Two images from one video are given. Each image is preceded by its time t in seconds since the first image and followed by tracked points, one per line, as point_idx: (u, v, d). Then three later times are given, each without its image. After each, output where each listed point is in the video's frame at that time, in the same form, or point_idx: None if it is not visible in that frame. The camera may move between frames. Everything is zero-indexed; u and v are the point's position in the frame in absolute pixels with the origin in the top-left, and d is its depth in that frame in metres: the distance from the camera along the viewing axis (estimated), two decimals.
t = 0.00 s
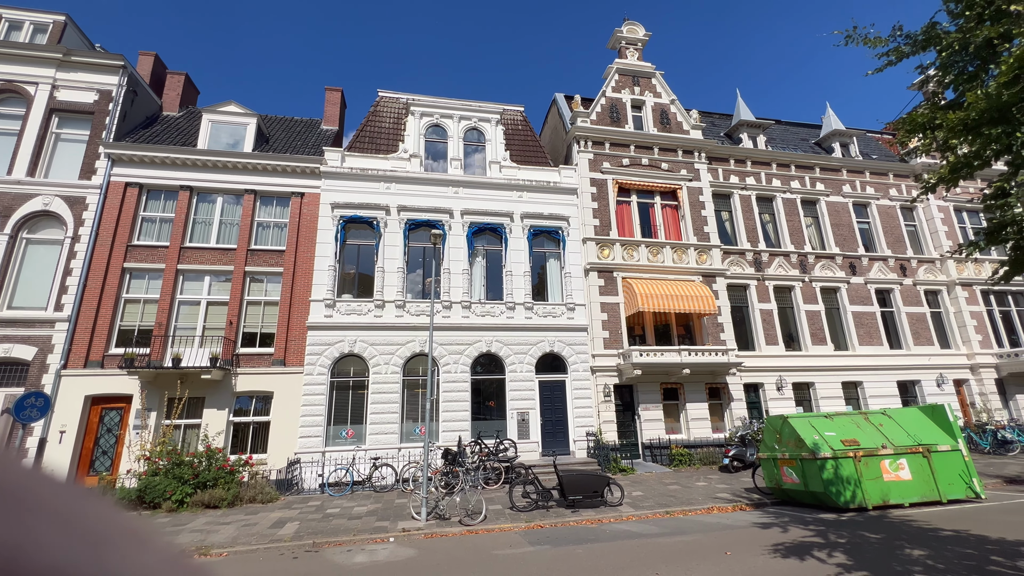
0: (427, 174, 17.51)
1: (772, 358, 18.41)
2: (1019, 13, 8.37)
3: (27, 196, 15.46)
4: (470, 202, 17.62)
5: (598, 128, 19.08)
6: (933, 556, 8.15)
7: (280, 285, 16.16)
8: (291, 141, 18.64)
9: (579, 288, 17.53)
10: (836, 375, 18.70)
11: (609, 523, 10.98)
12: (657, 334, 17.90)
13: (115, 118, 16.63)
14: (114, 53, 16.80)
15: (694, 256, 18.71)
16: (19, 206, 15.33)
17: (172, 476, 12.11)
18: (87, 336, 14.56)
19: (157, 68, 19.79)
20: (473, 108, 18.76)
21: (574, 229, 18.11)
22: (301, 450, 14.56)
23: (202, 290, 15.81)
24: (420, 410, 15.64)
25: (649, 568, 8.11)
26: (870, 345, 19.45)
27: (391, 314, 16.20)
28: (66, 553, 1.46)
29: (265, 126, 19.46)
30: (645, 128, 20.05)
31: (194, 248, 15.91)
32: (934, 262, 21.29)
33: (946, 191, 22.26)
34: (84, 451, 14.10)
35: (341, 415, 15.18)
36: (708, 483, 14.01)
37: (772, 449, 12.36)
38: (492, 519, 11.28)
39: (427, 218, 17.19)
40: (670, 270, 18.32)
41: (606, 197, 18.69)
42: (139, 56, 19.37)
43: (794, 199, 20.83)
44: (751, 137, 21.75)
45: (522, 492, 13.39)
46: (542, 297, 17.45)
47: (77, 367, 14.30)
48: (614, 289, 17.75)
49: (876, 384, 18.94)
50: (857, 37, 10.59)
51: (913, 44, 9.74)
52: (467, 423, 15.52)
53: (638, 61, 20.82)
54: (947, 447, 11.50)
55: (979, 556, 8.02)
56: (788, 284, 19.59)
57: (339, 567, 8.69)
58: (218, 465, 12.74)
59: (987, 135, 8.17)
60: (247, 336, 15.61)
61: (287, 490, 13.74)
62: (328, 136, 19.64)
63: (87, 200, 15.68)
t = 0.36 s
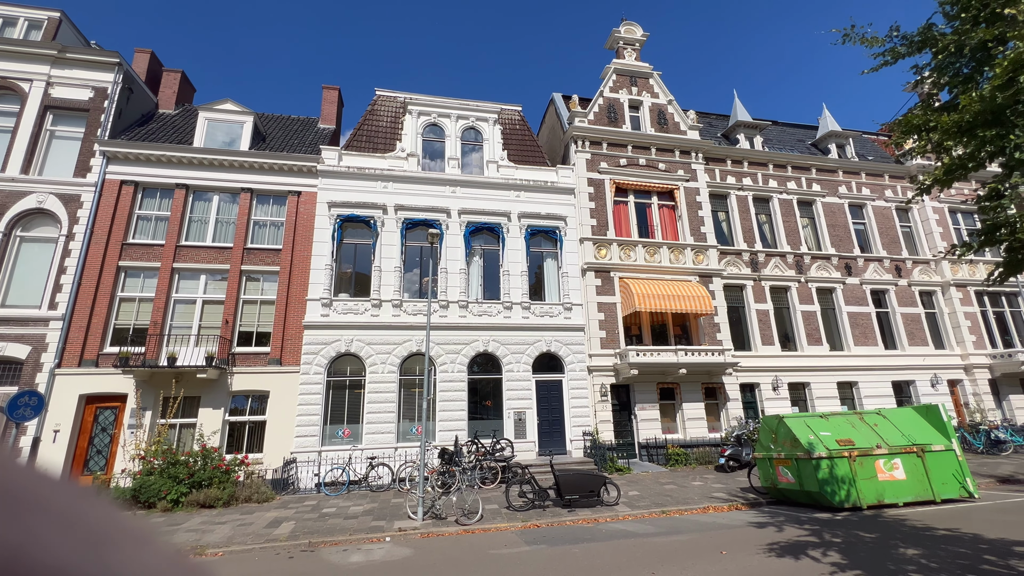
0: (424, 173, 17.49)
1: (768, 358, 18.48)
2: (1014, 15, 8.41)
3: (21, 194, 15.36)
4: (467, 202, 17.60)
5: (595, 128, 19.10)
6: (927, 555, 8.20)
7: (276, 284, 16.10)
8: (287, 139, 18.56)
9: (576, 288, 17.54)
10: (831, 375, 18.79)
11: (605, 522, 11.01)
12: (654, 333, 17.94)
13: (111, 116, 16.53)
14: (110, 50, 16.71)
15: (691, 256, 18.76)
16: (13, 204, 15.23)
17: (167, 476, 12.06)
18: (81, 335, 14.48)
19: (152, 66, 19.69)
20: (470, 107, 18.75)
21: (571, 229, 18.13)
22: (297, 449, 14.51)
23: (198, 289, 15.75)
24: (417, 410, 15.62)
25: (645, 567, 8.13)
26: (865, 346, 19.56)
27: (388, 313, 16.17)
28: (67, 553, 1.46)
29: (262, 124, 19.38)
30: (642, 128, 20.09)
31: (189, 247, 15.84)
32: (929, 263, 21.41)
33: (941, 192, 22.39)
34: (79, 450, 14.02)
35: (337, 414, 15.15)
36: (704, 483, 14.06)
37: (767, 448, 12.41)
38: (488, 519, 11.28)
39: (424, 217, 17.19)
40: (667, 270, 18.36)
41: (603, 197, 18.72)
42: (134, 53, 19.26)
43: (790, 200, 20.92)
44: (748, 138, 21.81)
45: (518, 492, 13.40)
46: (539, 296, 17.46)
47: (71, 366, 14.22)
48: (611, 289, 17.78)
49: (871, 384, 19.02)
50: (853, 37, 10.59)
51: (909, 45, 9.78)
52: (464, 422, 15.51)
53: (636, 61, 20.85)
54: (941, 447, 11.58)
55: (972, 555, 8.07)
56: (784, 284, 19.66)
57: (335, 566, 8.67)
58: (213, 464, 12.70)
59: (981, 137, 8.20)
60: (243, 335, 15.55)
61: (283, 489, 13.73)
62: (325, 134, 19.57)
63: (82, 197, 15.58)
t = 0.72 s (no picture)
0: (422, 173, 17.46)
1: (763, 358, 18.55)
2: (1009, 18, 8.44)
3: (14, 192, 15.24)
4: (464, 201, 17.58)
5: (592, 128, 19.12)
6: (920, 553, 8.25)
7: (272, 283, 16.04)
8: (284, 138, 18.48)
9: (573, 288, 17.56)
10: (826, 375, 18.89)
11: (601, 522, 11.03)
12: (650, 333, 17.98)
13: (105, 113, 16.42)
14: (105, 47, 16.60)
15: (687, 256, 18.81)
16: (5, 202, 15.10)
17: (161, 476, 12.00)
18: (75, 334, 14.39)
19: (148, 63, 19.57)
20: (467, 106, 18.74)
21: (568, 229, 18.14)
22: (293, 449, 14.47)
23: (193, 288, 15.68)
24: (414, 409, 15.60)
25: (640, 567, 8.15)
26: (860, 346, 19.67)
27: (384, 313, 16.14)
28: (68, 555, 1.44)
29: (258, 123, 19.30)
30: (639, 128, 20.13)
31: (185, 246, 15.76)
32: (923, 263, 21.54)
33: (936, 193, 22.52)
34: (72, 450, 13.94)
35: (334, 414, 15.11)
36: (700, 482, 14.10)
37: (763, 448, 12.46)
38: (485, 518, 11.28)
39: (421, 217, 17.15)
40: (663, 270, 18.40)
41: (600, 197, 18.75)
42: (129, 50, 19.14)
43: (786, 200, 21.00)
44: (745, 139, 21.88)
45: (515, 491, 13.42)
46: (536, 296, 17.48)
47: (65, 365, 14.12)
48: (608, 289, 17.81)
49: (865, 384, 19.13)
50: (849, 38, 10.60)
51: (904, 47, 9.82)
52: (461, 422, 15.51)
53: (633, 61, 20.88)
54: (935, 446, 11.67)
55: (965, 554, 8.13)
56: (780, 285, 19.74)
57: (331, 566, 8.64)
58: (208, 464, 12.64)
59: (975, 139, 8.22)
60: (239, 334, 15.50)
61: (279, 489, 13.65)
62: (322, 133, 19.51)
63: (76, 196, 15.48)
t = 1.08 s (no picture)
0: (418, 172, 17.44)
1: (758, 358, 18.65)
2: (1001, 20, 8.49)
3: (5, 189, 15.10)
4: (460, 200, 17.56)
5: (589, 127, 19.14)
6: (913, 551, 8.33)
7: (267, 282, 15.97)
8: (279, 136, 18.39)
9: (569, 287, 17.58)
10: (820, 375, 19.01)
11: (597, 520, 11.06)
12: (646, 333, 18.03)
13: (99, 111, 16.29)
14: (98, 44, 16.47)
15: (683, 256, 18.86)
16: None
17: (155, 475, 11.93)
18: (68, 334, 14.29)
19: (142, 60, 19.42)
20: (464, 105, 18.71)
21: (565, 229, 18.16)
22: (288, 449, 14.42)
23: (187, 286, 15.59)
24: (409, 408, 15.57)
25: (635, 565, 8.19)
26: (853, 346, 19.79)
27: (380, 312, 16.10)
28: (63, 552, 1.45)
29: (253, 121, 19.21)
30: (635, 128, 20.17)
31: (179, 244, 15.67)
32: (916, 264, 21.71)
33: (929, 194, 22.68)
34: (65, 449, 13.84)
35: (329, 413, 15.06)
36: (695, 481, 14.17)
37: (758, 447, 12.53)
38: (480, 517, 11.29)
39: (417, 216, 17.11)
40: (659, 270, 18.45)
41: (596, 197, 18.78)
42: (123, 47, 18.99)
43: (781, 201, 21.10)
44: (740, 139, 21.97)
45: (511, 491, 13.44)
46: (532, 295, 17.49)
47: (58, 365, 14.02)
48: (604, 288, 17.84)
49: (859, 383, 19.27)
50: (844, 40, 10.61)
51: (899, 49, 9.88)
52: (457, 421, 15.50)
53: (629, 61, 20.90)
54: (927, 445, 11.77)
55: (957, 552, 8.21)
56: (775, 285, 19.84)
57: (326, 566, 8.63)
58: (203, 464, 12.57)
59: (968, 141, 8.27)
60: (233, 333, 15.43)
61: (274, 489, 13.64)
62: (318, 131, 19.44)
63: (69, 193, 15.37)
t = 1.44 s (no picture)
0: (413, 170, 17.38)
1: (751, 357, 18.77)
2: (992, 23, 8.57)
3: None
4: (455, 199, 17.53)
5: (585, 127, 19.16)
6: (903, 548, 8.43)
7: (261, 280, 15.88)
8: (273, 133, 18.27)
9: (564, 287, 17.60)
10: (813, 374, 19.17)
11: (591, 519, 11.10)
12: (640, 332, 18.10)
13: (90, 106, 16.08)
14: (89, 39, 16.29)
15: (677, 256, 18.94)
16: None
17: (146, 475, 11.83)
18: (58, 332, 14.13)
19: (133, 56, 19.21)
20: (459, 104, 18.67)
21: (560, 228, 18.18)
22: (282, 448, 14.35)
23: (180, 284, 15.47)
24: (404, 407, 15.53)
25: (629, 563, 8.23)
26: (845, 345, 19.96)
27: (375, 311, 16.05)
28: (56, 554, 1.43)
29: (247, 117, 19.07)
30: (630, 128, 20.22)
31: (171, 242, 15.54)
32: (907, 264, 21.93)
33: (920, 196, 22.90)
34: (55, 449, 13.70)
35: (323, 412, 15.00)
36: (688, 479, 14.25)
37: (750, 446, 12.62)
38: (475, 516, 11.29)
39: (412, 214, 17.07)
40: (654, 270, 18.52)
41: (591, 196, 18.82)
42: (114, 42, 18.77)
43: (775, 201, 21.24)
44: (735, 139, 22.08)
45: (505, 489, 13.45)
46: (527, 294, 17.49)
47: (47, 363, 13.86)
48: (599, 288, 17.89)
49: (851, 382, 19.44)
50: (837, 42, 10.67)
51: (891, 52, 9.95)
52: (451, 420, 15.49)
53: (624, 61, 20.95)
54: (917, 443, 11.91)
55: (946, 549, 8.31)
56: (768, 284, 19.98)
57: (320, 565, 8.60)
58: (195, 463, 12.48)
59: (958, 142, 8.31)
60: (226, 331, 15.33)
61: (267, 488, 13.58)
62: (312, 129, 19.33)
63: (59, 190, 15.20)
